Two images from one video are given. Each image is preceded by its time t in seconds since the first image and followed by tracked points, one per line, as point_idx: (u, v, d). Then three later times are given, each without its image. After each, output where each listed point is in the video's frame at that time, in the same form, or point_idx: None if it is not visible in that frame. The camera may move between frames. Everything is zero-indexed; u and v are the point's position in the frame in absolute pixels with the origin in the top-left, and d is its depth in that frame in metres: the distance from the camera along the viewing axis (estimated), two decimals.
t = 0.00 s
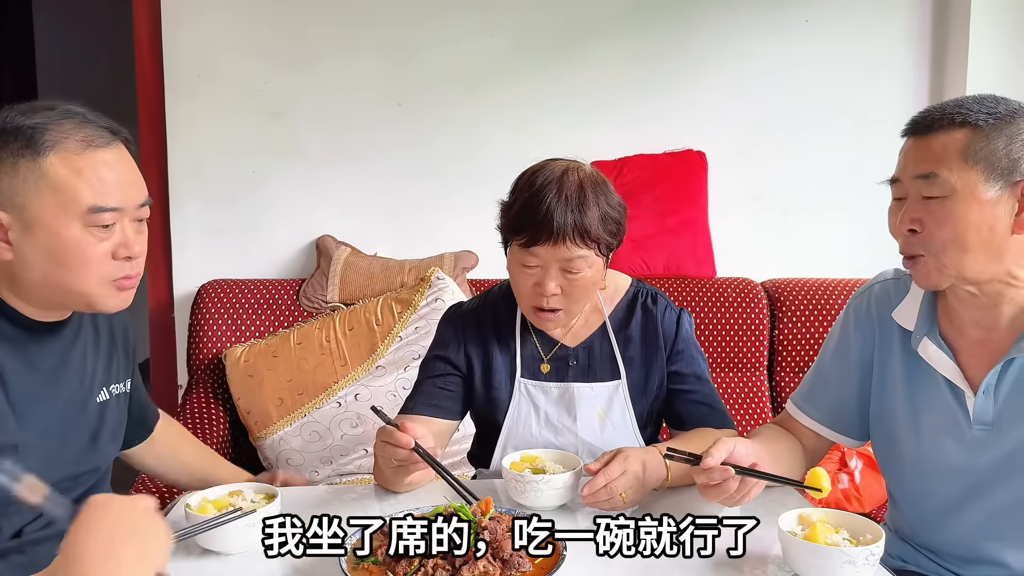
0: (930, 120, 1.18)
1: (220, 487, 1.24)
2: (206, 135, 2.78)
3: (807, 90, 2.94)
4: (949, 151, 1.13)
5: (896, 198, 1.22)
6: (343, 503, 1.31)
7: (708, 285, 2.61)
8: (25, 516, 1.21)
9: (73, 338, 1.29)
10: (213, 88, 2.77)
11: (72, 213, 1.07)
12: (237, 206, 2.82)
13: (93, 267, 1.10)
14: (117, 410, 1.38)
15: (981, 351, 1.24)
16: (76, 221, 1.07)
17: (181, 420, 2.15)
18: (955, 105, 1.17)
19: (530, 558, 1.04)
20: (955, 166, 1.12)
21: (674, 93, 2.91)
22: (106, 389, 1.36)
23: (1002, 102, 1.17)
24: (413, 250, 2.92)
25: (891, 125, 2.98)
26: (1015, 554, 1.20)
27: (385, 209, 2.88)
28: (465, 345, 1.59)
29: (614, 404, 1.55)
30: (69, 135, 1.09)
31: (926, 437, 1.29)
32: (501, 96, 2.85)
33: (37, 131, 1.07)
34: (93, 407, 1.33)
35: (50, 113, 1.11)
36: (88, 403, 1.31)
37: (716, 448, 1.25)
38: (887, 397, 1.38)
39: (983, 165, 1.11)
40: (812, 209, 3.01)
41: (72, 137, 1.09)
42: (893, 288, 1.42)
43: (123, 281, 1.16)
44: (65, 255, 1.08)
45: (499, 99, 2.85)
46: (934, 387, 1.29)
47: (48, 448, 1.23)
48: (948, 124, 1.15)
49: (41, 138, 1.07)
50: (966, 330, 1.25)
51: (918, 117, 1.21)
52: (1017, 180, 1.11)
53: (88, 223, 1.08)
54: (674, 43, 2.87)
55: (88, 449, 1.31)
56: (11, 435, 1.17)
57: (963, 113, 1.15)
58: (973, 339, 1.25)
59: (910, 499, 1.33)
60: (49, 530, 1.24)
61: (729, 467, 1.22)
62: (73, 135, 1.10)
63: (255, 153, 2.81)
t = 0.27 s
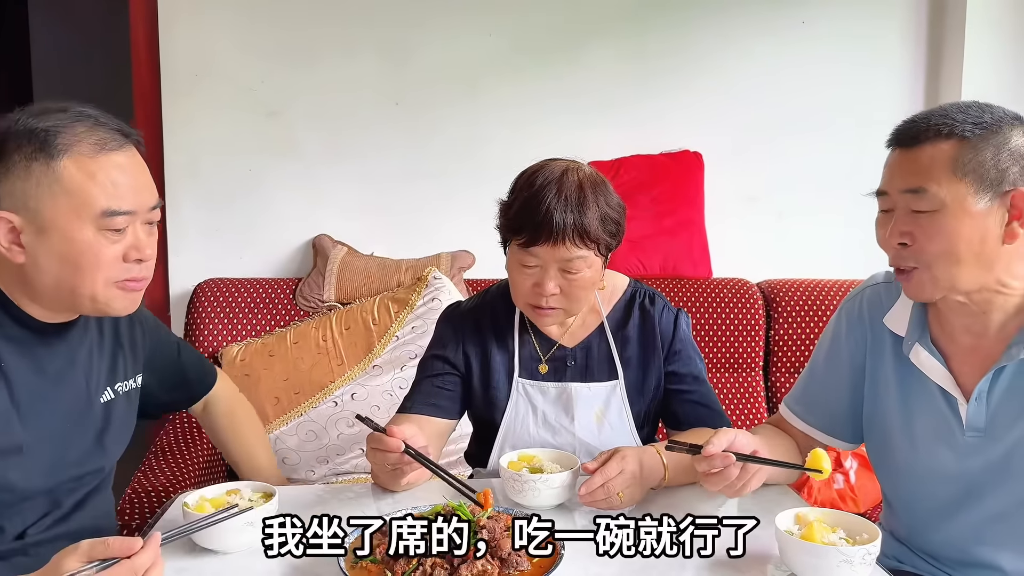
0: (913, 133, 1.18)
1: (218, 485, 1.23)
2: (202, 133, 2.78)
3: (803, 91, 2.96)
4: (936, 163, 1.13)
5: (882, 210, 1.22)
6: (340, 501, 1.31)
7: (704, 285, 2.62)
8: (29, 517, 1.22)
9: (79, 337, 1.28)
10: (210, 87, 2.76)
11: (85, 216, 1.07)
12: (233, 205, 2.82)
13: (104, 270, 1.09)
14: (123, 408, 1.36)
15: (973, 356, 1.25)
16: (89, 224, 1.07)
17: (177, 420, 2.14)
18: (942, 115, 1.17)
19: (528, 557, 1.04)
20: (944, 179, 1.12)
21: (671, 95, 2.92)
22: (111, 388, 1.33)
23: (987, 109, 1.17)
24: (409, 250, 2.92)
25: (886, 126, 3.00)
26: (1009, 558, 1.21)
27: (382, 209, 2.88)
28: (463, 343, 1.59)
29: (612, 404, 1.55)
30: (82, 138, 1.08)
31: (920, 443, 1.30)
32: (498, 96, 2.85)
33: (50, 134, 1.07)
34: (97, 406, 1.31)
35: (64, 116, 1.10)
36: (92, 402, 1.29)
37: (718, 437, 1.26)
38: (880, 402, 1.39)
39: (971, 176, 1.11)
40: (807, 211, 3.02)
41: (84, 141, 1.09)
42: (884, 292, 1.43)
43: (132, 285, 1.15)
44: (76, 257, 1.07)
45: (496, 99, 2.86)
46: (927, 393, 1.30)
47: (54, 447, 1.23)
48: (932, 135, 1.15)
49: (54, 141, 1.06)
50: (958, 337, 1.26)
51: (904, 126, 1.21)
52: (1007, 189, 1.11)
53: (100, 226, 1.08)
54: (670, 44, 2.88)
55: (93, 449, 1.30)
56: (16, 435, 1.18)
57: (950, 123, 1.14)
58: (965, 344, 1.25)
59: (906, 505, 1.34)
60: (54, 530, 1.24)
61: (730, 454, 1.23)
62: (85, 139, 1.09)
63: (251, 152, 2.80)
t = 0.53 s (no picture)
0: (877, 175, 1.11)
1: (215, 484, 1.23)
2: (197, 132, 2.77)
3: (798, 91, 2.97)
4: (913, 209, 1.07)
5: (855, 256, 1.15)
6: (337, 500, 1.31)
7: (699, 285, 2.62)
8: (36, 513, 1.21)
9: (90, 332, 1.28)
10: (205, 85, 2.75)
11: (98, 215, 1.06)
12: (229, 203, 2.81)
13: (116, 268, 1.09)
14: (134, 403, 1.36)
15: (957, 371, 1.24)
16: (101, 223, 1.07)
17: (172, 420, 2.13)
18: (903, 149, 1.10)
19: (527, 555, 1.04)
20: (925, 227, 1.06)
21: (667, 95, 2.92)
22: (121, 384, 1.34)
23: (951, 133, 1.12)
24: (405, 250, 2.91)
25: (881, 125, 3.01)
26: (1001, 567, 1.22)
27: (378, 207, 2.88)
28: (460, 342, 1.59)
29: (608, 403, 1.56)
30: (98, 136, 1.08)
31: (909, 455, 1.30)
32: (494, 94, 2.85)
33: (65, 132, 1.06)
34: (109, 400, 1.31)
35: (80, 114, 1.10)
36: (103, 396, 1.29)
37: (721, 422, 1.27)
38: (869, 412, 1.39)
39: (952, 219, 1.06)
40: (803, 210, 3.03)
41: (100, 139, 1.08)
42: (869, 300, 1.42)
43: (143, 284, 1.15)
44: (88, 255, 1.07)
45: (493, 97, 2.86)
46: (913, 406, 1.30)
47: (63, 444, 1.23)
48: (901, 180, 1.08)
49: (69, 139, 1.06)
50: (941, 353, 1.24)
51: (867, 171, 1.13)
52: (985, 221, 1.08)
53: (113, 225, 1.07)
54: (666, 44, 2.88)
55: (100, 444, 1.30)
56: (26, 430, 1.17)
57: (916, 161, 1.08)
58: (949, 360, 1.24)
59: (901, 514, 1.34)
60: (61, 528, 1.23)
61: (731, 434, 1.24)
62: (100, 137, 1.08)
63: (246, 149, 2.79)
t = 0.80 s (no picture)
0: (839, 224, 1.03)
1: (213, 480, 1.23)
2: (192, 128, 2.76)
3: (794, 89, 2.97)
4: (879, 264, 0.99)
5: (817, 304, 1.08)
6: (334, 497, 1.31)
7: (695, 282, 2.63)
8: (34, 511, 1.20)
9: (92, 328, 1.27)
10: (200, 81, 2.74)
11: (102, 213, 1.06)
12: (224, 200, 2.80)
13: (119, 267, 1.08)
14: (135, 398, 1.36)
15: (935, 392, 1.19)
16: (105, 221, 1.06)
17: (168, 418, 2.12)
18: (868, 194, 1.03)
19: (525, 551, 1.04)
20: (888, 280, 0.99)
21: (663, 92, 2.93)
22: (121, 378, 1.33)
23: (913, 174, 1.05)
24: (401, 247, 2.91)
25: (876, 122, 3.02)
26: None
27: (374, 204, 2.87)
28: (456, 339, 1.59)
29: (606, 399, 1.56)
30: (106, 135, 1.08)
31: (889, 474, 1.26)
32: (490, 91, 2.85)
33: (74, 130, 1.06)
34: (108, 395, 1.30)
35: (90, 113, 1.10)
36: (102, 392, 1.29)
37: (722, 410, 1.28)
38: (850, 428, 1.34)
39: (917, 270, 0.99)
40: (798, 207, 3.04)
41: (108, 138, 1.08)
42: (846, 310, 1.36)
43: (146, 285, 1.14)
44: (90, 253, 1.06)
45: (489, 93, 2.85)
46: (891, 426, 1.24)
47: (61, 441, 1.22)
48: (863, 231, 1.01)
49: (77, 137, 1.06)
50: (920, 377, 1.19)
51: (827, 219, 1.06)
52: (952, 269, 1.02)
53: (117, 224, 1.07)
54: (662, 41, 2.88)
55: (100, 441, 1.29)
56: (26, 428, 1.17)
57: (878, 211, 1.01)
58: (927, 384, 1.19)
59: (893, 531, 1.29)
60: (59, 526, 1.22)
61: (742, 416, 1.24)
62: (109, 136, 1.08)
63: (242, 146, 2.78)
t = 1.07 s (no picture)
0: (802, 265, 0.99)
1: (212, 476, 1.22)
2: (186, 122, 2.74)
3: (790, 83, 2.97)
4: (843, 310, 0.96)
5: (787, 340, 1.06)
6: (333, 492, 1.30)
7: (691, 277, 2.63)
8: (32, 506, 1.19)
9: (87, 322, 1.26)
10: (194, 75, 2.72)
11: (99, 206, 1.05)
12: (219, 195, 2.78)
13: (114, 261, 1.07)
14: (130, 392, 1.35)
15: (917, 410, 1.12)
16: (102, 215, 1.05)
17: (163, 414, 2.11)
18: (831, 233, 0.98)
19: (526, 545, 1.04)
20: (853, 326, 0.96)
21: (659, 86, 2.92)
22: (117, 372, 1.32)
23: (879, 209, 1.00)
24: (396, 241, 2.90)
25: (871, 118, 3.02)
26: None
27: (370, 198, 2.86)
28: (453, 335, 1.59)
29: (605, 391, 1.56)
30: (105, 128, 1.07)
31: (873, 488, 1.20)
32: (486, 86, 2.84)
33: (72, 122, 1.05)
34: (103, 389, 1.30)
35: (90, 106, 1.09)
36: (97, 386, 1.28)
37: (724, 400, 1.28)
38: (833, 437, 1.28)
39: (883, 316, 0.96)
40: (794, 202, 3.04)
41: (107, 131, 1.07)
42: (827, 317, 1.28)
43: (140, 280, 1.13)
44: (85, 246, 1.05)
45: (485, 87, 2.84)
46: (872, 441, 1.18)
47: (59, 435, 1.22)
48: (826, 276, 0.96)
49: (76, 129, 1.05)
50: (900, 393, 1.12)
51: (792, 259, 1.01)
52: (921, 312, 0.98)
53: (114, 218, 1.06)
54: (659, 36, 2.88)
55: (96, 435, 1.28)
56: (25, 421, 1.16)
57: (842, 255, 0.96)
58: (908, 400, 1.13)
59: (879, 545, 1.24)
60: (57, 521, 1.21)
61: (747, 403, 1.25)
62: (107, 129, 1.07)
63: (236, 140, 2.77)
